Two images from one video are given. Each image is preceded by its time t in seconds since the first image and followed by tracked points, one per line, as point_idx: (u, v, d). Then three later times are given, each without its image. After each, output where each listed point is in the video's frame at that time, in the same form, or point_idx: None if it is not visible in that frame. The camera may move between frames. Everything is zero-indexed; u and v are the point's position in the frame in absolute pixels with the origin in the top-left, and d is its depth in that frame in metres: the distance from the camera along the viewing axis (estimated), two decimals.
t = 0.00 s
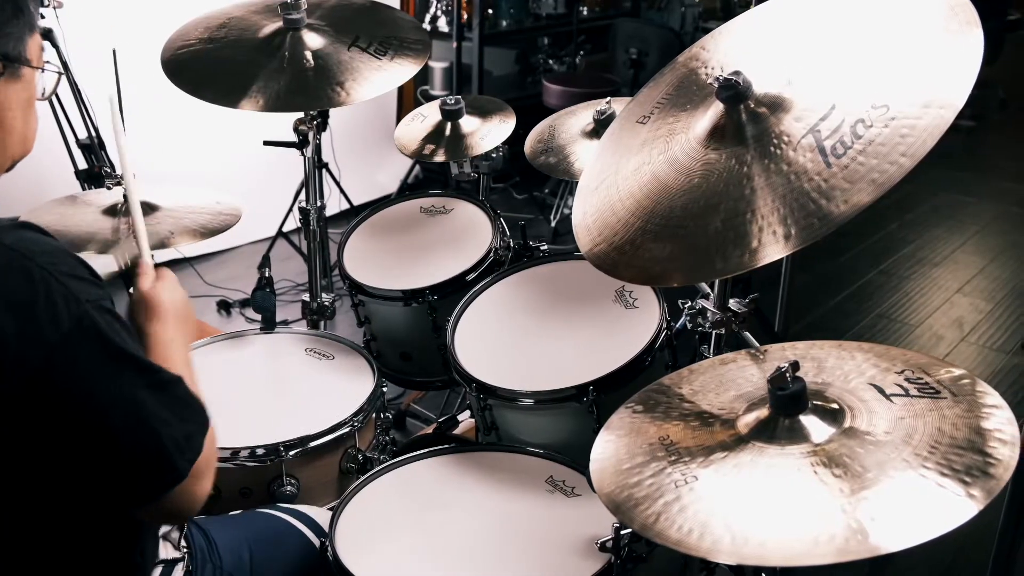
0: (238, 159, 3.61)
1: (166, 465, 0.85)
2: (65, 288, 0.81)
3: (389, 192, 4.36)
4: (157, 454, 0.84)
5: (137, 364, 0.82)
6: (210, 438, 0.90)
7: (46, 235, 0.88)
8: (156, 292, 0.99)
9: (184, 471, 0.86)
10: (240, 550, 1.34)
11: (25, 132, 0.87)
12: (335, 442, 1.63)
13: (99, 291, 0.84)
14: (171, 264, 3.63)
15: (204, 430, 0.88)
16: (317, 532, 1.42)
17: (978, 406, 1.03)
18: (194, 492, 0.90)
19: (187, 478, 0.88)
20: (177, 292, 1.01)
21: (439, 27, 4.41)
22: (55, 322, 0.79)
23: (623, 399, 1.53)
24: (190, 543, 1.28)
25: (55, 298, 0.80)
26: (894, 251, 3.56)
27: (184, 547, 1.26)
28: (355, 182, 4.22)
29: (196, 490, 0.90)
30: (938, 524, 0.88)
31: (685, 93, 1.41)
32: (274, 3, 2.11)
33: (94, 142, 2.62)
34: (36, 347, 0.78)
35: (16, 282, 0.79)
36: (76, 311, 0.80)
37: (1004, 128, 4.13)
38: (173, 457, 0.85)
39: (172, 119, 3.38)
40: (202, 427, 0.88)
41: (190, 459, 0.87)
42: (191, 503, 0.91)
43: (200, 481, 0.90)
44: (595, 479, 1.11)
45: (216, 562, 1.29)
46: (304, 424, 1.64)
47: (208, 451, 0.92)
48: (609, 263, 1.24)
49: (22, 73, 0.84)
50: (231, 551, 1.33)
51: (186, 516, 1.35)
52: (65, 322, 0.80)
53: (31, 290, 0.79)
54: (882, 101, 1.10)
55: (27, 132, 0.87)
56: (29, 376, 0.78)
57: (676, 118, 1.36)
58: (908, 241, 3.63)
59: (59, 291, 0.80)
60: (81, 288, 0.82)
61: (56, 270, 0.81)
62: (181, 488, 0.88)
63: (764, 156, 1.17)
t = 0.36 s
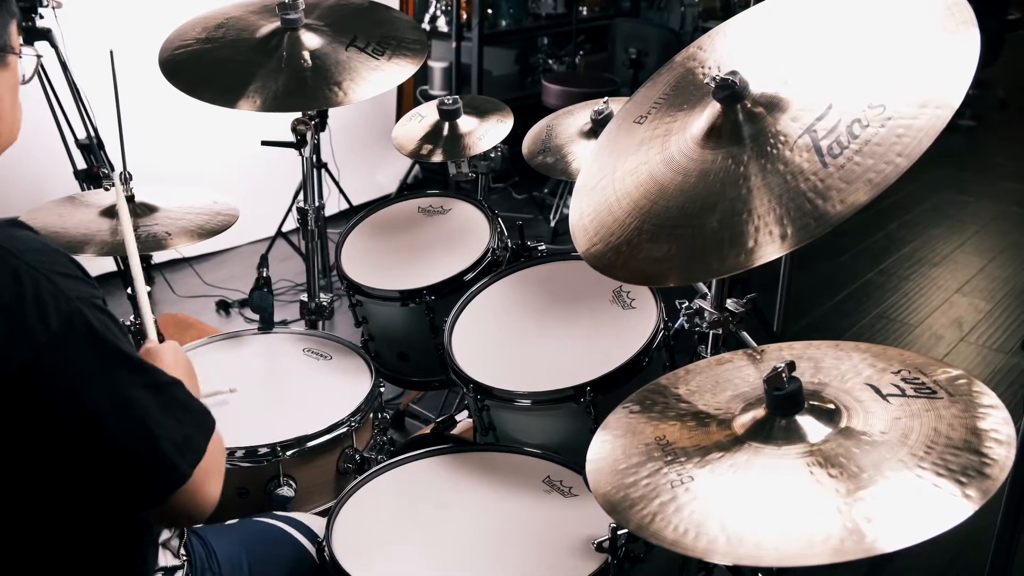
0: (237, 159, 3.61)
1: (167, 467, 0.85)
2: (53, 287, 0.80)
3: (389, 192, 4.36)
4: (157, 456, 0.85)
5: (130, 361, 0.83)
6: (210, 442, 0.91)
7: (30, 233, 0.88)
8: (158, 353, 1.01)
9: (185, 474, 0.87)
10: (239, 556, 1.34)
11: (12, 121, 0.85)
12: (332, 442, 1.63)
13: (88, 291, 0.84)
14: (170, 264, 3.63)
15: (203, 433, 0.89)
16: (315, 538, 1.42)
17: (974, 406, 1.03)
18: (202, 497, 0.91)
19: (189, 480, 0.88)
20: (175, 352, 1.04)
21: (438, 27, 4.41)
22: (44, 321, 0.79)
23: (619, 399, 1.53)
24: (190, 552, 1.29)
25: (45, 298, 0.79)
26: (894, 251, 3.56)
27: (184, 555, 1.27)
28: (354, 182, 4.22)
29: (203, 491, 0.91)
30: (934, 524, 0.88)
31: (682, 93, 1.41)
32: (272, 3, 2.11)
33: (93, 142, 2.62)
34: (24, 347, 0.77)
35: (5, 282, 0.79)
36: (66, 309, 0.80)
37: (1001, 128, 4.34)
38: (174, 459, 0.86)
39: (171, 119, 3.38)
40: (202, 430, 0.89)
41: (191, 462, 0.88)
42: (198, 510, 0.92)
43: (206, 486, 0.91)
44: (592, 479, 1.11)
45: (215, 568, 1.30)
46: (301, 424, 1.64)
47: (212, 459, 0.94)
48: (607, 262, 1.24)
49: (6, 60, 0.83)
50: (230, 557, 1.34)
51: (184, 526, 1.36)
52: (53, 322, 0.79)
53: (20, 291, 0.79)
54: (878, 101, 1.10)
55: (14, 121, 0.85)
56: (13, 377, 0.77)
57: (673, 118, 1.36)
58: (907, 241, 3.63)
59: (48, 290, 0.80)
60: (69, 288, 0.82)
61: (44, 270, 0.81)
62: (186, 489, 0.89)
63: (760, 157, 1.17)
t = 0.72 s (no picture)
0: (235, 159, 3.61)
1: (172, 453, 0.85)
2: (72, 274, 0.81)
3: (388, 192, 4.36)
4: (166, 443, 0.85)
5: (142, 350, 0.83)
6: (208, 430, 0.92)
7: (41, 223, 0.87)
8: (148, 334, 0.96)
9: (189, 461, 0.87)
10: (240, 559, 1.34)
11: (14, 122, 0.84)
12: (330, 442, 1.63)
13: (103, 280, 0.85)
14: (169, 264, 3.63)
15: (204, 420, 0.90)
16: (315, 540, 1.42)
17: (970, 406, 1.03)
18: (195, 489, 0.93)
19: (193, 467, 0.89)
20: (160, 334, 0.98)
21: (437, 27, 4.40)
22: (65, 306, 0.79)
23: (616, 399, 1.53)
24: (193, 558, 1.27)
25: (64, 284, 0.80)
26: (893, 251, 3.55)
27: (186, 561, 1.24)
28: (353, 182, 4.22)
29: (197, 491, 0.93)
30: (930, 525, 0.88)
31: (679, 93, 1.41)
32: (270, 3, 2.11)
33: (92, 142, 2.62)
34: (45, 333, 0.78)
35: (24, 267, 0.79)
36: (86, 297, 0.81)
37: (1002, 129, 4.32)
38: (180, 445, 0.86)
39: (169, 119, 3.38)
40: (202, 417, 0.90)
41: (195, 448, 0.88)
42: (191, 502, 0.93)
43: (201, 479, 0.93)
44: (588, 480, 1.11)
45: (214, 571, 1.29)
46: (298, 424, 1.64)
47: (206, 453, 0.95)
48: (603, 262, 1.24)
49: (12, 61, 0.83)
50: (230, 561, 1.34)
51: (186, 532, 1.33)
52: (72, 307, 0.80)
53: (42, 277, 0.79)
54: (875, 100, 1.10)
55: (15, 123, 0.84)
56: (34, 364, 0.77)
57: (670, 118, 1.36)
58: (907, 241, 3.63)
59: (68, 278, 0.80)
60: (87, 277, 0.82)
61: (64, 257, 0.82)
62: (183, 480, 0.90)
63: (757, 157, 1.17)
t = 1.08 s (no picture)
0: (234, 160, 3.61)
1: (165, 455, 0.83)
2: (65, 274, 0.79)
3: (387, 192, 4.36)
4: (157, 443, 0.83)
5: (139, 351, 0.81)
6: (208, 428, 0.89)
7: (45, 224, 0.86)
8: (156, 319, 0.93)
9: (183, 461, 0.85)
10: (233, 557, 1.34)
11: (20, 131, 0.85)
12: (327, 443, 1.63)
13: (100, 279, 0.83)
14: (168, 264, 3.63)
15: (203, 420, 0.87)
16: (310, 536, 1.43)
17: (967, 406, 1.03)
18: (194, 483, 0.89)
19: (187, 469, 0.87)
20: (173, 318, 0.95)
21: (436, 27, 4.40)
22: (55, 306, 0.78)
23: (613, 399, 1.53)
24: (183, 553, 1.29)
25: (55, 283, 0.78)
26: (893, 251, 3.55)
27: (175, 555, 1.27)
28: (352, 182, 4.22)
29: (194, 484, 0.89)
30: (925, 525, 0.88)
31: (677, 92, 1.41)
32: (267, 3, 2.11)
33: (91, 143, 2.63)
34: (36, 334, 0.77)
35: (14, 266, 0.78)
36: (78, 296, 0.79)
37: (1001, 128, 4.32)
38: (173, 447, 0.84)
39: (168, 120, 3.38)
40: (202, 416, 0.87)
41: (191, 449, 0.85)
42: (188, 500, 0.90)
43: (200, 478, 0.90)
44: (584, 480, 1.11)
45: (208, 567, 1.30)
46: (295, 425, 1.64)
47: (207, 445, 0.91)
48: (599, 262, 1.24)
49: (22, 70, 0.84)
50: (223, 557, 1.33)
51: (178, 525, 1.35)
52: (63, 306, 0.78)
53: (31, 275, 0.78)
54: (870, 101, 1.10)
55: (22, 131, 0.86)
56: (24, 363, 0.77)
57: (666, 118, 1.36)
58: (905, 241, 3.63)
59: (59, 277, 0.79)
60: (82, 275, 0.81)
61: (57, 256, 0.80)
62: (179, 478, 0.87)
63: (753, 156, 1.17)
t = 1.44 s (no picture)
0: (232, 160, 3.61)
1: (165, 464, 0.86)
2: (67, 276, 0.82)
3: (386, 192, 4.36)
4: (157, 451, 0.86)
5: (136, 355, 0.84)
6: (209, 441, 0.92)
7: (45, 222, 0.88)
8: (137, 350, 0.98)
9: (182, 471, 0.88)
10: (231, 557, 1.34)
11: (29, 126, 0.87)
12: (324, 443, 1.63)
13: (102, 282, 0.85)
14: (168, 264, 3.64)
15: (203, 432, 0.90)
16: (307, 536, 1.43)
17: (963, 406, 1.03)
18: (197, 494, 0.92)
19: (186, 479, 0.89)
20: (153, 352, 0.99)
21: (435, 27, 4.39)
22: (54, 308, 0.80)
23: (611, 399, 1.53)
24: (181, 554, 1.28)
25: (57, 286, 0.81)
26: (892, 251, 3.55)
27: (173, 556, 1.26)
28: (351, 182, 4.22)
29: (197, 492, 0.91)
30: (922, 525, 0.88)
31: (674, 92, 1.41)
32: (265, 3, 2.11)
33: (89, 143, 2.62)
34: (33, 332, 0.79)
35: (17, 267, 0.80)
36: (77, 298, 0.82)
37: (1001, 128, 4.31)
38: (173, 457, 0.87)
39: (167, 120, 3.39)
40: (202, 429, 0.90)
41: (189, 461, 0.88)
42: (191, 509, 0.92)
43: (202, 486, 0.92)
44: (580, 481, 1.11)
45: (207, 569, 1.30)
46: (293, 425, 1.64)
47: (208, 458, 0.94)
48: (595, 262, 1.24)
49: (28, 66, 0.84)
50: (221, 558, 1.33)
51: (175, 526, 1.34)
52: (64, 308, 0.81)
53: (32, 275, 0.80)
54: (866, 100, 1.10)
55: (31, 126, 0.87)
56: (23, 361, 0.79)
57: (663, 118, 1.36)
58: (904, 241, 3.62)
59: (61, 279, 0.81)
60: (83, 277, 0.83)
61: (59, 257, 0.83)
62: (180, 488, 0.89)
63: (750, 156, 1.17)
